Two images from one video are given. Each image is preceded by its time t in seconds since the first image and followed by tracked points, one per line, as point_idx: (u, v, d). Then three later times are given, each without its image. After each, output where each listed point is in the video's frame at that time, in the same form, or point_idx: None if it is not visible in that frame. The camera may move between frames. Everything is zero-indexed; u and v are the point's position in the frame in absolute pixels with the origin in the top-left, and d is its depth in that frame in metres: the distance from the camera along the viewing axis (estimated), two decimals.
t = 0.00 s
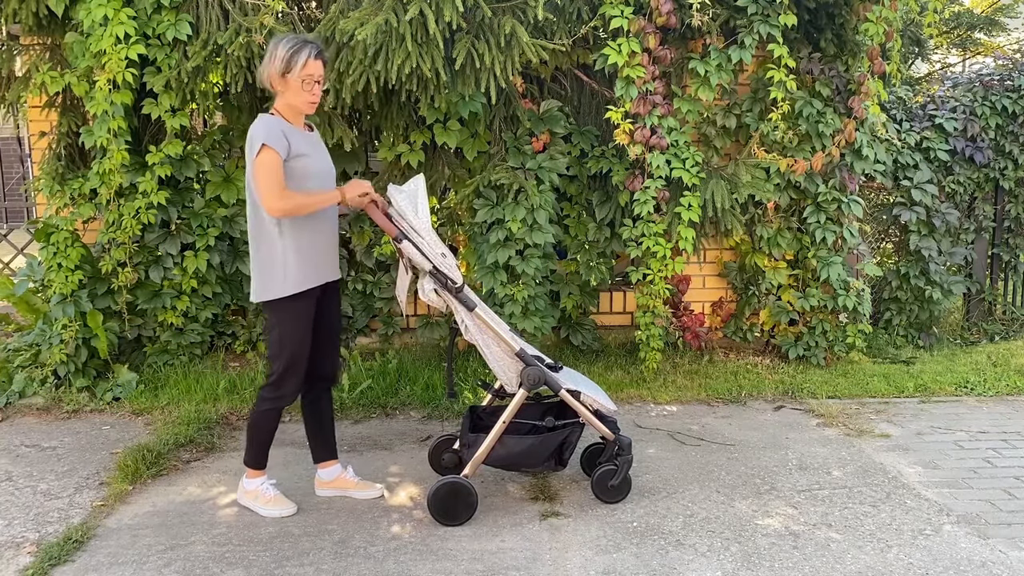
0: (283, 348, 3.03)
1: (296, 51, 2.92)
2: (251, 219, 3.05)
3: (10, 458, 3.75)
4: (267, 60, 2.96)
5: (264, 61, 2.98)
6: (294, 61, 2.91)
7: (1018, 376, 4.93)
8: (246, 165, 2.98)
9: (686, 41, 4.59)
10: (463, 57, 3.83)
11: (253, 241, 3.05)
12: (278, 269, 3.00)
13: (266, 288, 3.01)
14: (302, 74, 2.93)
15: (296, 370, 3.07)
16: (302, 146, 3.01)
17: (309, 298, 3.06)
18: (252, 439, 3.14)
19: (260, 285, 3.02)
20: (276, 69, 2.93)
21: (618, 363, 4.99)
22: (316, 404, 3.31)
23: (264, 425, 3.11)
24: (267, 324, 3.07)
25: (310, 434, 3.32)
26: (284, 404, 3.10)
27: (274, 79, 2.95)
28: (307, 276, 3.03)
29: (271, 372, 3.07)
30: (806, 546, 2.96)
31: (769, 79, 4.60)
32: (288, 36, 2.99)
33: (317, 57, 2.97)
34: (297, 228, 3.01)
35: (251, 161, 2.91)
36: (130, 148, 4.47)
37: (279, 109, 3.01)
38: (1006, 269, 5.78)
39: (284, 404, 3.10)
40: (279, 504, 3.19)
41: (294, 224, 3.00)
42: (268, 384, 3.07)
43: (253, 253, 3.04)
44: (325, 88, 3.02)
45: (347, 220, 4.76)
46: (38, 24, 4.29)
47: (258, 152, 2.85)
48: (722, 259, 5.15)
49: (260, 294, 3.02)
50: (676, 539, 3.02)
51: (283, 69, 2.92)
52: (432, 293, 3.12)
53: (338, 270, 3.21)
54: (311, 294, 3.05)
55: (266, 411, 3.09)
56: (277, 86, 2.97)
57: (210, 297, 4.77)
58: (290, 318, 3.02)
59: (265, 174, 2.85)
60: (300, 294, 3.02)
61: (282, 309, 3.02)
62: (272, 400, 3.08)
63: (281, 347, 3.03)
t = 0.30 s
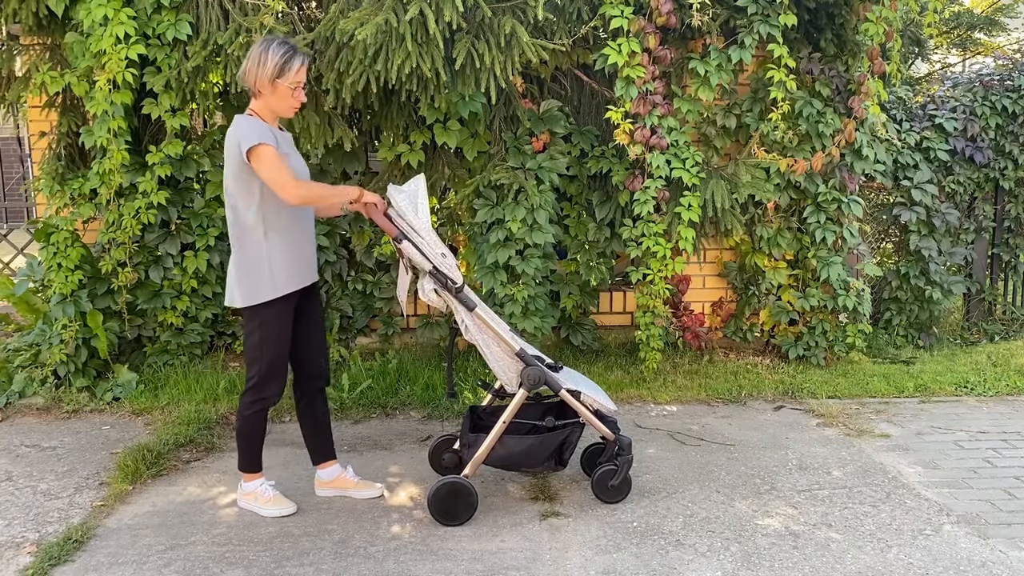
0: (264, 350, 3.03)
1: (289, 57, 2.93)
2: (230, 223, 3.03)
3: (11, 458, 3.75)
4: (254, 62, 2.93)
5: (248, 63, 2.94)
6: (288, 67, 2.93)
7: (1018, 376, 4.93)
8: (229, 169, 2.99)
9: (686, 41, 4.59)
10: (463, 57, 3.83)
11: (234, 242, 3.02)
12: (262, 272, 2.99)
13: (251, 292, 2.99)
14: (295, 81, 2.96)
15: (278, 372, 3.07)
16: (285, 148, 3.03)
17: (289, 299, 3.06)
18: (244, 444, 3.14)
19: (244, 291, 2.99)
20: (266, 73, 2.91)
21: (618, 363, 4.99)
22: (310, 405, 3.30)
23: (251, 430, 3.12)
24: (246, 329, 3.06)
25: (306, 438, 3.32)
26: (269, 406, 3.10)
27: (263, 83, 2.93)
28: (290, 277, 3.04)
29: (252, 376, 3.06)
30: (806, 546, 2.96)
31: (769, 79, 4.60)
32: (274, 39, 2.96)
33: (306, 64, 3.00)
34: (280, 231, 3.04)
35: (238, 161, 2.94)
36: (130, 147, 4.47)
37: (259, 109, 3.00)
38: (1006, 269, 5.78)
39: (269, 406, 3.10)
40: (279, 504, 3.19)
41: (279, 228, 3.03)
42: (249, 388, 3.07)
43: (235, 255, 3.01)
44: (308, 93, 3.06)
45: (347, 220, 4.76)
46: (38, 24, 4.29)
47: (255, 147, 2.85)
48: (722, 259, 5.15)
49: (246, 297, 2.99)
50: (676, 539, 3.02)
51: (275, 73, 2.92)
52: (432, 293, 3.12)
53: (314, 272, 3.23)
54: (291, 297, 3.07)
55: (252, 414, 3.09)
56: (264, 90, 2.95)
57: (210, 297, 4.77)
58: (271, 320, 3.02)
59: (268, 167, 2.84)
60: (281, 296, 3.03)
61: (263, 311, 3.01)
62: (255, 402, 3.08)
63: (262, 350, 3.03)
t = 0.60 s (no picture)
0: (262, 351, 3.03)
1: (276, 56, 2.93)
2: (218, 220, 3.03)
3: (11, 458, 3.75)
4: (243, 63, 2.93)
5: (236, 64, 2.94)
6: (276, 66, 2.93)
7: (1018, 376, 4.93)
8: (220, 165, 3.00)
9: (686, 41, 4.59)
10: (463, 57, 3.83)
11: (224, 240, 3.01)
12: (252, 270, 2.98)
13: (241, 290, 2.98)
14: (284, 80, 2.96)
15: (276, 372, 3.08)
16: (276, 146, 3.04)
17: (281, 298, 3.06)
18: (241, 446, 3.14)
19: (233, 289, 2.99)
20: (254, 73, 2.92)
21: (618, 363, 5.00)
22: (305, 405, 3.30)
23: (250, 431, 3.11)
24: (241, 330, 3.05)
25: (303, 439, 3.32)
26: (268, 407, 3.11)
27: (251, 83, 2.93)
28: (280, 275, 3.04)
29: (249, 377, 3.07)
30: (806, 546, 2.96)
31: (769, 79, 4.60)
32: (261, 39, 2.96)
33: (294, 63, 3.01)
34: (272, 228, 3.03)
35: (229, 156, 2.94)
36: (130, 147, 4.47)
37: (249, 110, 3.00)
38: (1006, 269, 5.78)
39: (267, 406, 3.11)
40: (279, 504, 3.19)
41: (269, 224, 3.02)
42: (247, 390, 3.07)
43: (225, 253, 3.00)
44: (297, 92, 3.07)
45: (347, 220, 4.76)
46: (38, 24, 4.29)
47: (254, 141, 2.85)
48: (722, 259, 5.15)
49: (238, 295, 2.98)
50: (676, 539, 3.02)
51: (263, 73, 2.92)
52: (433, 293, 3.13)
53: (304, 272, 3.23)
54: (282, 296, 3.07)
55: (251, 415, 3.09)
56: (253, 90, 2.95)
57: (210, 297, 4.77)
58: (268, 321, 3.02)
59: (263, 156, 2.84)
60: (273, 296, 3.03)
61: (259, 312, 3.01)
62: (254, 403, 3.08)
63: (260, 350, 3.03)
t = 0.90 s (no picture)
0: (262, 351, 3.03)
1: (264, 49, 2.93)
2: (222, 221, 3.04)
3: (11, 458, 3.75)
4: (235, 63, 2.95)
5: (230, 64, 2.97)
6: (264, 59, 2.92)
7: (1018, 376, 4.93)
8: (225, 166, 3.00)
9: (686, 40, 4.59)
10: (463, 57, 3.83)
11: (230, 238, 3.02)
12: (254, 271, 2.99)
13: (243, 291, 2.99)
14: (275, 72, 2.95)
15: (277, 372, 3.08)
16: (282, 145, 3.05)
17: (284, 299, 3.06)
18: (243, 446, 3.14)
19: (239, 288, 2.99)
20: (244, 70, 2.93)
21: (618, 363, 5.00)
22: (305, 406, 3.30)
23: (251, 431, 3.11)
24: (242, 330, 3.05)
25: (303, 439, 3.32)
26: (268, 407, 3.10)
27: (243, 80, 2.94)
28: (282, 275, 3.03)
29: (250, 378, 3.06)
30: (806, 546, 2.96)
31: (769, 79, 4.60)
32: (252, 36, 2.98)
33: (286, 55, 2.99)
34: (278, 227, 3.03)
35: (233, 155, 2.94)
36: (130, 147, 4.47)
37: (250, 109, 3.01)
38: (1006, 269, 5.78)
39: (267, 406, 3.10)
40: (279, 504, 3.19)
41: (276, 224, 3.03)
42: (248, 390, 3.07)
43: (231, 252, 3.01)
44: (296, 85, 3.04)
45: (347, 220, 4.76)
46: (38, 24, 4.29)
47: (260, 133, 2.86)
48: (722, 259, 5.15)
49: (244, 294, 2.99)
50: (676, 539, 3.02)
51: (253, 67, 2.92)
52: (432, 292, 3.14)
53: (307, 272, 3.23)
54: (285, 296, 3.06)
55: (252, 416, 3.09)
56: (247, 87, 2.96)
57: (210, 297, 4.77)
58: (268, 321, 3.02)
59: (272, 148, 2.83)
60: (275, 296, 3.02)
61: (260, 312, 3.01)
62: (255, 404, 3.08)
63: (260, 350, 3.03)
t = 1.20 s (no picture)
0: (263, 351, 3.03)
1: (257, 48, 2.94)
2: (227, 220, 3.05)
3: (11, 458, 3.75)
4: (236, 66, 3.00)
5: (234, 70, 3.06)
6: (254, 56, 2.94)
7: (1018, 376, 4.93)
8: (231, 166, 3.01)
9: (686, 40, 4.59)
10: (463, 58, 3.83)
11: (236, 238, 3.02)
12: (260, 270, 2.99)
13: (249, 289, 3.00)
14: (265, 66, 2.94)
15: (278, 373, 3.08)
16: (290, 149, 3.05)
17: (288, 298, 3.06)
18: (245, 445, 3.14)
19: (245, 287, 3.00)
20: (242, 71, 2.97)
21: (618, 363, 5.00)
22: (307, 405, 3.30)
23: (252, 430, 3.11)
24: (245, 330, 3.05)
25: (305, 440, 3.32)
26: (269, 407, 3.10)
27: (242, 80, 2.99)
28: (288, 273, 3.03)
29: (252, 377, 3.06)
30: (806, 546, 2.96)
31: (769, 79, 4.60)
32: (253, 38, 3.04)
33: (280, 49, 2.97)
34: (284, 226, 3.04)
35: (239, 155, 2.94)
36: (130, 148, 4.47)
37: (256, 110, 3.02)
38: (1006, 269, 5.78)
39: (269, 406, 3.10)
40: (279, 504, 3.19)
41: (282, 223, 3.03)
42: (250, 389, 3.07)
43: (236, 250, 3.01)
44: (295, 79, 3.01)
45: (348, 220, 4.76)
46: (38, 24, 4.29)
47: (268, 132, 2.84)
48: (722, 259, 5.15)
49: (249, 293, 2.99)
50: (676, 539, 3.02)
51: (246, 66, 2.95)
52: (431, 292, 3.14)
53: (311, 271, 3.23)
54: (290, 294, 3.06)
55: (253, 416, 3.09)
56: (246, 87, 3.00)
57: (210, 297, 4.77)
58: (270, 321, 3.02)
59: (279, 149, 2.81)
60: (279, 295, 3.03)
61: (264, 312, 3.01)
62: (256, 404, 3.08)
63: (262, 351, 3.03)
